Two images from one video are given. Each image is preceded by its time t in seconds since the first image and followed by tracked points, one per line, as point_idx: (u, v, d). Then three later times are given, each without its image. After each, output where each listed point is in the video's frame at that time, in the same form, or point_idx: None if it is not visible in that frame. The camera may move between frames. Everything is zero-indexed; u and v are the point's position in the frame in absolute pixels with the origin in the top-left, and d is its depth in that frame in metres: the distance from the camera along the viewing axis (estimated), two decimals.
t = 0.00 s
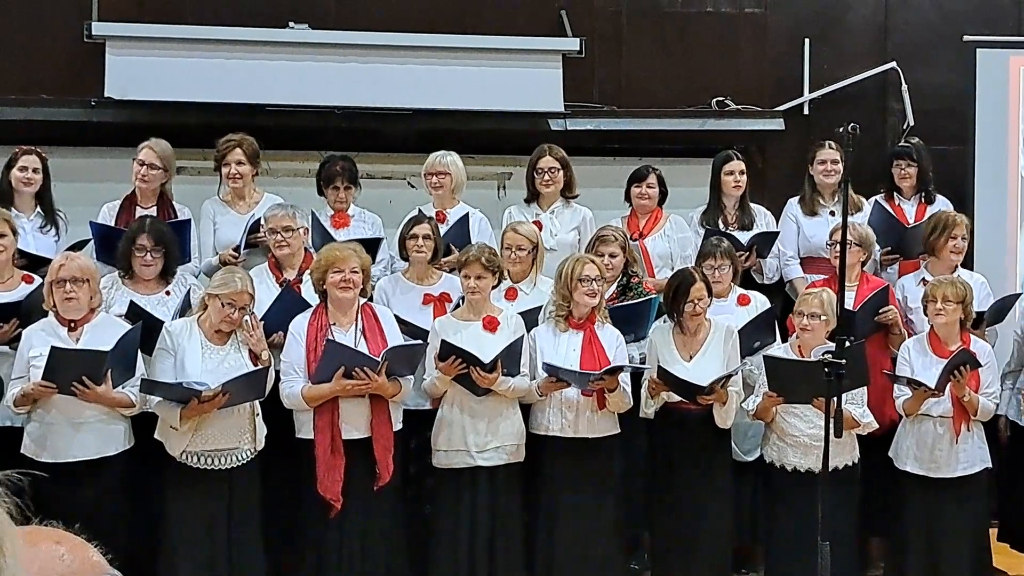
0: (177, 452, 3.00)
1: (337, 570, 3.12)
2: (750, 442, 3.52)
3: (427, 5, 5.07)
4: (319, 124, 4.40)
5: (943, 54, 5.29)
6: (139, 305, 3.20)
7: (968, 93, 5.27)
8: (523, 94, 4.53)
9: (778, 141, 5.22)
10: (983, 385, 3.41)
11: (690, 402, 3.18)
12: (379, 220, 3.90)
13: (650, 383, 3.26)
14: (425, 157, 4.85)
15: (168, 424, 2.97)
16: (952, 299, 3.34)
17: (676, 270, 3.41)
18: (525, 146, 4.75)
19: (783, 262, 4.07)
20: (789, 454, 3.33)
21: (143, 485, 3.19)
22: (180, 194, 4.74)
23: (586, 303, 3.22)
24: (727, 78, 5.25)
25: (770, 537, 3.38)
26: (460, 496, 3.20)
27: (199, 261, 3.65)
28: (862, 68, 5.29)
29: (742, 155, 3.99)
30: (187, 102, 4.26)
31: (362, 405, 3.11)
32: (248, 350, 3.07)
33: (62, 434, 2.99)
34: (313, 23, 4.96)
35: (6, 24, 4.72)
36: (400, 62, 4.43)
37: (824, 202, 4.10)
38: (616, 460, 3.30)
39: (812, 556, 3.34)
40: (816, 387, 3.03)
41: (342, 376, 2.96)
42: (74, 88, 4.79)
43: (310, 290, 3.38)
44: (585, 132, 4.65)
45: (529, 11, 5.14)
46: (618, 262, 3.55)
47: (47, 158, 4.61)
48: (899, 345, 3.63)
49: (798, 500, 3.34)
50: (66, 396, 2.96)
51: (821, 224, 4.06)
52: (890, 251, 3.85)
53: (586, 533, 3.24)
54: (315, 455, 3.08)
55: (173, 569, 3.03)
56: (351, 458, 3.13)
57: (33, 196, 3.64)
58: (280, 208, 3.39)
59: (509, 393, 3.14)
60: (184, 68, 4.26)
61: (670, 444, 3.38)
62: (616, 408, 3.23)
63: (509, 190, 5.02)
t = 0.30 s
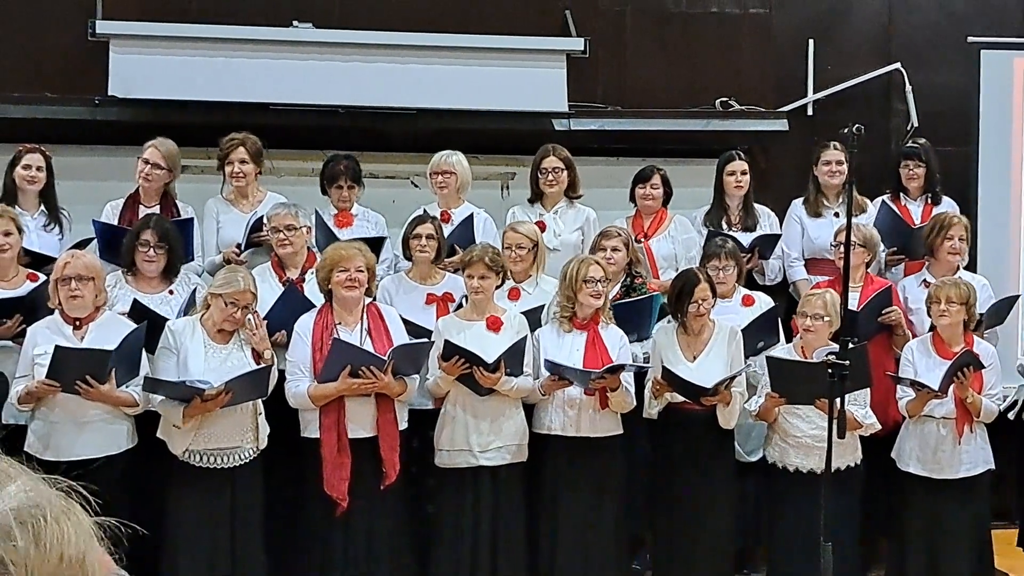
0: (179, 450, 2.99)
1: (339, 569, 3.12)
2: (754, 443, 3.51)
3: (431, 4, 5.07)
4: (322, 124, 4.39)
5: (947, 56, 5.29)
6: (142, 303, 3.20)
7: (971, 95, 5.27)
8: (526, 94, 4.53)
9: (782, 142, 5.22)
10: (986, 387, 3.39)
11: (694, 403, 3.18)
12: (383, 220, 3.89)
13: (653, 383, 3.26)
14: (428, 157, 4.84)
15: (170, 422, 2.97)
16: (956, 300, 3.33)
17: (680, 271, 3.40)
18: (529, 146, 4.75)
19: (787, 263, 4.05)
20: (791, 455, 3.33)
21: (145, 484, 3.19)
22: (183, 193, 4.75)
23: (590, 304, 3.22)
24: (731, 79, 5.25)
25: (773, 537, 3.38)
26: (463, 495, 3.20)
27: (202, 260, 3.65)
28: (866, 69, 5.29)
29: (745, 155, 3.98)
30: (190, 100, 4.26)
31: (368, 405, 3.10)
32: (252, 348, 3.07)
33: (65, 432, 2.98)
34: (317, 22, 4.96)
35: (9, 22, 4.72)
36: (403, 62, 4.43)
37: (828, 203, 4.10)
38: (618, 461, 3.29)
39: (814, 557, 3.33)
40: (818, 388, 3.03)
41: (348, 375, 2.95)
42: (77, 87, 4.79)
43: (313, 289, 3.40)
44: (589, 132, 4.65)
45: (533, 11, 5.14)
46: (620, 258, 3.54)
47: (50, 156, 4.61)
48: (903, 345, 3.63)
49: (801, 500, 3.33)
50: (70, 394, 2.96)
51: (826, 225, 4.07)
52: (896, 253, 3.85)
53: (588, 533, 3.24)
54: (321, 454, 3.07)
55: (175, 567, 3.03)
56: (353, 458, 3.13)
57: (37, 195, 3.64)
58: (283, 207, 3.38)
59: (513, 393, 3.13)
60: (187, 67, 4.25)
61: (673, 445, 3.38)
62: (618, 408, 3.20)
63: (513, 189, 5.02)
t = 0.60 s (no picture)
0: (178, 452, 2.99)
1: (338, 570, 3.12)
2: (754, 444, 3.52)
3: (432, 5, 5.07)
4: (322, 125, 4.39)
5: (948, 58, 5.29)
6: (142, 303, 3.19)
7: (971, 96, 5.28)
8: (527, 95, 4.54)
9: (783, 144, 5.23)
10: (986, 388, 3.39)
11: (694, 404, 3.17)
12: (383, 221, 3.89)
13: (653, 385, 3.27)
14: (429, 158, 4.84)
15: (168, 423, 2.97)
16: (955, 302, 3.33)
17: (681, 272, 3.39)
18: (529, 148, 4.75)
19: (786, 264, 4.08)
20: (791, 456, 3.33)
21: (145, 486, 3.19)
22: (183, 194, 4.75)
23: (590, 305, 3.22)
24: (732, 81, 5.25)
25: (772, 539, 3.38)
26: (462, 496, 3.20)
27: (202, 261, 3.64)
28: (867, 71, 5.29)
29: (745, 157, 3.98)
30: (190, 101, 4.26)
31: (367, 406, 3.10)
32: (251, 350, 3.06)
33: (64, 434, 2.98)
34: (318, 23, 4.96)
35: (10, 23, 4.72)
36: (404, 63, 4.43)
37: (828, 206, 4.10)
38: (618, 462, 3.29)
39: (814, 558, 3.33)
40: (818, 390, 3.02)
41: (348, 377, 2.95)
42: (77, 88, 4.79)
43: (313, 289, 3.40)
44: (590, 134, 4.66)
45: (534, 12, 5.14)
46: (620, 258, 3.54)
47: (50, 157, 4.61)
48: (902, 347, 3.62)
49: (801, 502, 3.33)
50: (68, 396, 2.96)
51: (825, 228, 4.05)
52: (897, 254, 3.85)
53: (588, 534, 3.24)
54: (321, 454, 3.08)
55: (174, 569, 3.03)
56: (352, 459, 3.13)
57: (37, 196, 3.64)
58: (283, 208, 3.38)
59: (512, 394, 3.13)
60: (188, 68, 4.25)
61: (673, 446, 3.38)
62: (618, 409, 3.20)
63: (514, 191, 5.03)
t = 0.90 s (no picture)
0: (170, 453, 2.98)
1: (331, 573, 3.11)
2: (749, 445, 3.45)
3: (427, 6, 5.06)
4: (316, 126, 4.39)
5: (941, 59, 5.30)
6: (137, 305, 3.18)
7: (966, 97, 5.28)
8: (521, 96, 4.53)
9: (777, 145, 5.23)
10: (980, 388, 3.39)
11: (688, 405, 3.16)
12: (377, 223, 3.89)
13: (648, 387, 3.25)
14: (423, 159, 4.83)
15: (160, 425, 2.96)
16: (949, 302, 3.32)
17: (675, 274, 3.39)
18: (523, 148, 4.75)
19: (780, 266, 4.08)
20: (784, 456, 3.32)
21: (137, 488, 3.17)
22: (176, 195, 4.73)
23: (582, 307, 3.21)
24: (726, 81, 5.26)
25: (767, 540, 3.37)
26: (455, 498, 3.19)
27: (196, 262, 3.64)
28: (862, 71, 5.29)
29: (739, 158, 3.98)
30: (183, 102, 4.25)
31: (358, 408, 3.09)
32: (243, 352, 3.06)
33: (56, 436, 2.97)
34: (312, 24, 4.95)
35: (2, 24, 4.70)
36: (397, 63, 4.42)
37: (822, 207, 4.11)
38: (612, 463, 3.28)
39: (807, 559, 3.33)
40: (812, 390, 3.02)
41: (338, 378, 2.94)
42: (70, 89, 4.78)
43: (306, 292, 3.37)
44: (584, 135, 4.64)
45: (528, 13, 5.13)
46: (614, 261, 3.54)
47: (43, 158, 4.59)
48: (894, 347, 3.61)
49: (794, 503, 3.32)
50: (60, 397, 2.94)
51: (818, 229, 4.07)
52: (891, 255, 3.78)
53: (582, 536, 3.23)
54: (311, 456, 3.07)
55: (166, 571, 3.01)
56: (345, 461, 3.11)
57: (28, 197, 3.63)
58: (275, 209, 3.37)
59: (505, 396, 3.13)
60: (180, 68, 4.24)
61: (668, 447, 3.37)
62: (611, 411, 3.20)
63: (508, 192, 5.02)
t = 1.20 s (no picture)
0: (169, 452, 2.99)
1: (330, 571, 3.11)
2: (747, 444, 3.48)
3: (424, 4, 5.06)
4: (315, 124, 4.39)
5: (938, 56, 5.30)
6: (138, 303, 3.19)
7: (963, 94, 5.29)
8: (519, 94, 4.54)
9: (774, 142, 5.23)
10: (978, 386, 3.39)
11: (686, 403, 3.17)
12: (375, 221, 3.89)
13: (646, 385, 3.24)
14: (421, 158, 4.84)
15: (159, 424, 2.97)
16: (948, 299, 3.33)
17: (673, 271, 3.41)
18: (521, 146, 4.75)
19: (778, 264, 4.07)
20: (782, 454, 3.33)
21: (136, 486, 3.18)
22: (175, 194, 4.74)
23: (577, 306, 3.22)
24: (723, 79, 5.26)
25: (765, 537, 3.38)
26: (454, 495, 3.20)
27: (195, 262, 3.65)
28: (859, 69, 5.29)
29: (737, 156, 3.99)
30: (181, 101, 4.25)
31: (354, 406, 3.10)
32: (242, 351, 3.06)
33: (55, 435, 2.97)
34: (310, 22, 4.96)
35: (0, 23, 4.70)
36: (395, 62, 4.43)
37: (819, 205, 4.13)
38: (610, 461, 3.29)
39: (805, 556, 3.33)
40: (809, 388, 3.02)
41: (333, 377, 2.95)
42: (69, 88, 4.78)
43: (303, 290, 3.36)
44: (582, 133, 4.65)
45: (526, 11, 5.14)
46: (611, 258, 3.54)
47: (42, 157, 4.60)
48: (892, 345, 3.63)
49: (792, 500, 3.33)
50: (59, 396, 2.95)
51: (815, 227, 4.09)
52: (891, 252, 3.80)
53: (580, 534, 3.24)
54: (306, 454, 3.08)
55: (165, 570, 3.02)
56: (343, 459, 3.12)
57: (27, 196, 3.63)
58: (274, 208, 3.38)
59: (503, 394, 3.14)
60: (180, 67, 4.25)
61: (666, 444, 3.37)
62: (607, 409, 3.20)
63: (505, 190, 5.03)
